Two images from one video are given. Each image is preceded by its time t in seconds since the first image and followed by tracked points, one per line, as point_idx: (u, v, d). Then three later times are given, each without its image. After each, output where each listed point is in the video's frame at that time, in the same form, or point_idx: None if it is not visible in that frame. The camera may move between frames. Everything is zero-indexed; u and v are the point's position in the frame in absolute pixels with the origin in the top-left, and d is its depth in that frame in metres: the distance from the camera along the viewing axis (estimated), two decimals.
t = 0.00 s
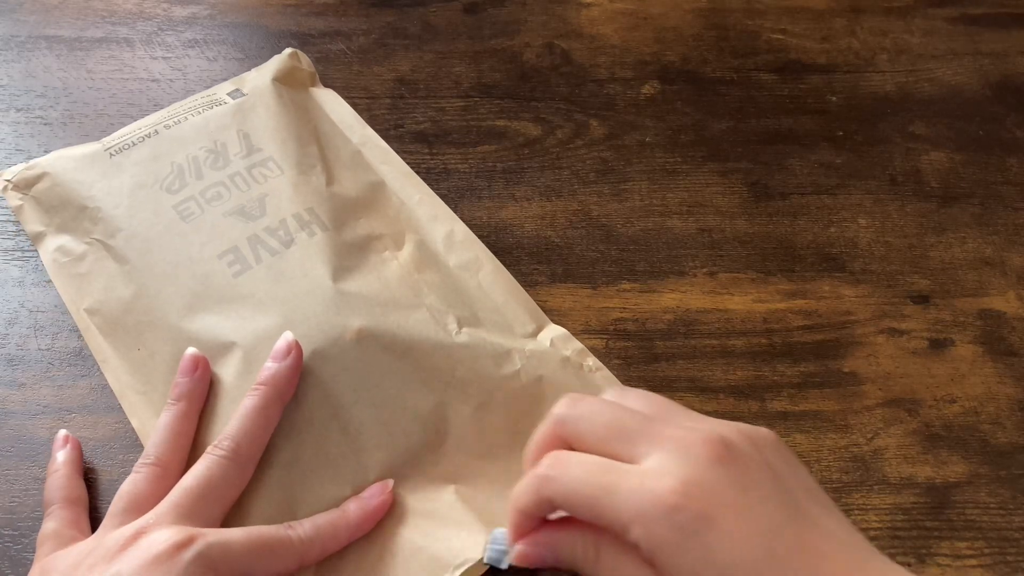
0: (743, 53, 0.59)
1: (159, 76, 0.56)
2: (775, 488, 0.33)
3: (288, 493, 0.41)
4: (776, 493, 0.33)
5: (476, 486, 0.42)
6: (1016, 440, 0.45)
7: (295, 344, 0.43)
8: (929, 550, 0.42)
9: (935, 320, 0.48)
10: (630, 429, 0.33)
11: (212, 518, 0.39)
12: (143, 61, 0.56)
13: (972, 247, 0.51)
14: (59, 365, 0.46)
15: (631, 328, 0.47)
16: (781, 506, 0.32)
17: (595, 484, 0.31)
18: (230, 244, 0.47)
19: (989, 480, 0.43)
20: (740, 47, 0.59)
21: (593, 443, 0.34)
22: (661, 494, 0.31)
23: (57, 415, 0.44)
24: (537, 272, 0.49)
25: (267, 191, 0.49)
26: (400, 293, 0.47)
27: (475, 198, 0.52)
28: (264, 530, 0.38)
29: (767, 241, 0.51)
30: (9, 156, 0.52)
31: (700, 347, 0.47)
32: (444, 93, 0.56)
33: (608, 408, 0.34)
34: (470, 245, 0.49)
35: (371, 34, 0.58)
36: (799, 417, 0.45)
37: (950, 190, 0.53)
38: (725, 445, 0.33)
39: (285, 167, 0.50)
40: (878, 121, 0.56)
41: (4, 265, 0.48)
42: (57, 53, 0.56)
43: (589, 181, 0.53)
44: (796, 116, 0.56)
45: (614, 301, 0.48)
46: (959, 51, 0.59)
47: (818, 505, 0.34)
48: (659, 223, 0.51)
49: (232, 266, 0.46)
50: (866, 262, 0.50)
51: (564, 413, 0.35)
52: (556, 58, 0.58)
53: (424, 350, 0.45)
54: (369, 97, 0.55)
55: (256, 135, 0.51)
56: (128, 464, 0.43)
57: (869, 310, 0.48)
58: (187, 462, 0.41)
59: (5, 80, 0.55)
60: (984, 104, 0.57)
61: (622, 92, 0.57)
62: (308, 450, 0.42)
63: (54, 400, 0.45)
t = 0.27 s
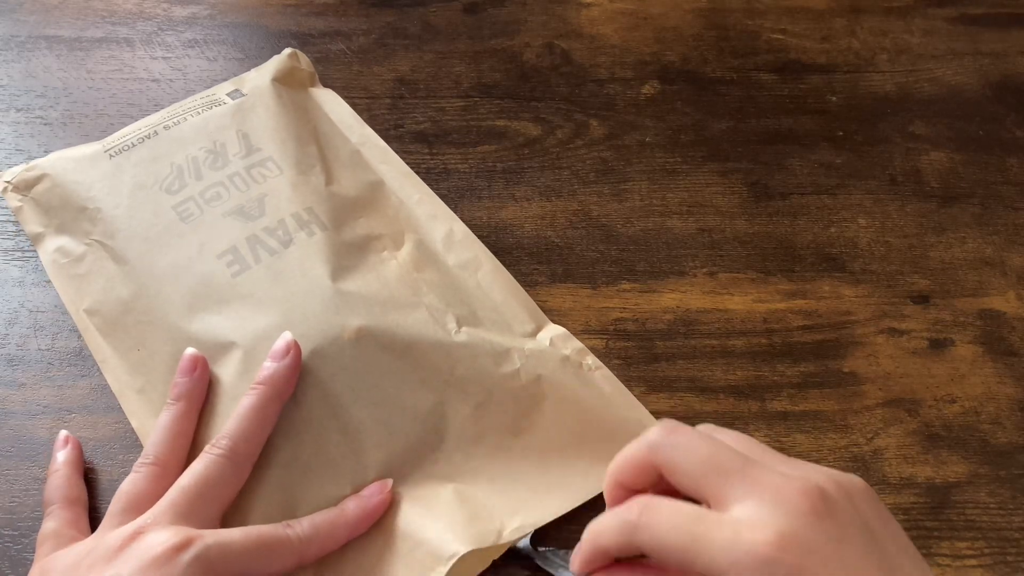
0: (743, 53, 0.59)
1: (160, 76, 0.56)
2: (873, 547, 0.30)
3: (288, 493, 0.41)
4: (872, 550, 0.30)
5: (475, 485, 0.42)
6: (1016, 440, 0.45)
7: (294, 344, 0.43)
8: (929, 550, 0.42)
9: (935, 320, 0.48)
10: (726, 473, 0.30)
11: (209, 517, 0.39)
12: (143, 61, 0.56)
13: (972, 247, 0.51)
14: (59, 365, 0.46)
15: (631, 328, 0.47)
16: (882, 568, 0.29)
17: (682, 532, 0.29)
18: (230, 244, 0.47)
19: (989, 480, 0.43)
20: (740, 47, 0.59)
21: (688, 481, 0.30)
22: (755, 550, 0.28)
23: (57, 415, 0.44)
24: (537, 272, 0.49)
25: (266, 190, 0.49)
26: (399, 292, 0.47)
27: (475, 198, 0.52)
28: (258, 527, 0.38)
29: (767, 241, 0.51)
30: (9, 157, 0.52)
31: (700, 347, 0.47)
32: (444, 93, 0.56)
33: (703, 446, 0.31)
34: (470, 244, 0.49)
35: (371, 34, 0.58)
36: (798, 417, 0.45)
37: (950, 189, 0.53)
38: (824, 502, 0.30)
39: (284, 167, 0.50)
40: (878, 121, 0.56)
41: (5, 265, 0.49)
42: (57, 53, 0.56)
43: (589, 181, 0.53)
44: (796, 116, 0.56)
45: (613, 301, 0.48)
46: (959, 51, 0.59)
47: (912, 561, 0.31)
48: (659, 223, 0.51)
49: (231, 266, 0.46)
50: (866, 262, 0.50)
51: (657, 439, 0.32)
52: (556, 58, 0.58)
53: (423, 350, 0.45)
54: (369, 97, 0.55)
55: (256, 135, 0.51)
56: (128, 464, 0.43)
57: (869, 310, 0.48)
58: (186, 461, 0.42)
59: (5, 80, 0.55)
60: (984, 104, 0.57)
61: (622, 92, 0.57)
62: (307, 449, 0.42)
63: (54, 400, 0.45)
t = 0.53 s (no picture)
0: (743, 53, 0.59)
1: (160, 76, 0.56)
2: None
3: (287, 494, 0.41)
4: None
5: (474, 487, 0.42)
6: (1016, 440, 0.45)
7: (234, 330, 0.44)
8: (929, 550, 0.42)
9: (935, 320, 0.48)
10: (738, 539, 0.33)
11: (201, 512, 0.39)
12: (143, 61, 0.56)
13: (972, 247, 0.51)
14: (59, 365, 0.46)
15: (631, 328, 0.47)
16: None
17: None
18: (229, 244, 0.47)
19: (989, 480, 0.43)
20: (740, 47, 0.59)
21: (702, 544, 0.34)
22: None
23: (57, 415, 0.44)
24: (537, 272, 0.49)
25: (267, 191, 0.49)
26: (398, 293, 0.47)
27: (475, 198, 0.52)
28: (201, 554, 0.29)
29: (767, 241, 0.51)
30: (9, 157, 0.52)
31: (700, 347, 0.47)
32: (444, 94, 0.56)
33: (719, 512, 0.34)
34: (470, 246, 0.49)
35: (371, 34, 0.58)
36: (798, 418, 0.45)
37: (950, 190, 0.53)
38: (841, 565, 0.33)
39: (285, 169, 0.50)
40: (878, 121, 0.56)
41: (4, 265, 0.48)
42: (57, 53, 0.56)
43: (589, 181, 0.53)
44: (796, 116, 0.56)
45: (613, 301, 0.48)
46: (959, 51, 0.59)
47: None
48: (659, 223, 0.51)
49: (230, 265, 0.46)
50: (866, 262, 0.50)
51: (675, 502, 0.35)
52: (556, 58, 0.58)
53: (422, 350, 0.45)
54: (369, 97, 0.55)
55: (257, 136, 0.51)
56: (128, 464, 0.43)
57: (869, 310, 0.48)
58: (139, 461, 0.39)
59: (5, 80, 0.55)
60: (983, 104, 0.57)
61: (622, 92, 0.57)
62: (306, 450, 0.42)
63: (54, 400, 0.45)
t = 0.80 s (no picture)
0: (743, 53, 0.59)
1: (160, 76, 0.56)
2: None
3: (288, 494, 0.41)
4: None
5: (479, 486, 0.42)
6: (1016, 440, 0.45)
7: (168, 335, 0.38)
8: (929, 550, 0.42)
9: (935, 320, 0.48)
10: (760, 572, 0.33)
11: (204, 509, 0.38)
12: (143, 61, 0.56)
13: (972, 247, 0.51)
14: (59, 365, 0.46)
15: (631, 328, 0.47)
16: None
17: None
18: (232, 243, 0.46)
19: (989, 480, 0.43)
20: (740, 47, 0.59)
21: None
22: None
23: (57, 415, 0.44)
24: (537, 272, 0.49)
25: (269, 189, 0.48)
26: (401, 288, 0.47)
27: (475, 198, 0.52)
28: (284, 514, 0.31)
29: (767, 242, 0.51)
30: (9, 157, 0.52)
31: (700, 347, 0.47)
32: (444, 94, 0.56)
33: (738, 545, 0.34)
34: (471, 244, 0.49)
35: (371, 34, 0.58)
36: (799, 418, 0.45)
37: (950, 190, 0.53)
38: None
39: (286, 167, 0.49)
40: (878, 121, 0.56)
41: (5, 266, 0.49)
42: (57, 53, 0.56)
43: (589, 181, 0.53)
44: (796, 116, 0.56)
45: (613, 301, 0.48)
46: (960, 51, 0.59)
47: None
48: (659, 223, 0.51)
49: (234, 264, 0.46)
50: (866, 262, 0.50)
51: (696, 536, 0.35)
52: (556, 58, 0.58)
53: (426, 344, 0.44)
54: (369, 97, 0.56)
55: (257, 136, 0.50)
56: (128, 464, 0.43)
57: (869, 310, 0.48)
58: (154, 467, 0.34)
59: (5, 80, 0.55)
60: (983, 104, 0.57)
61: (622, 92, 0.57)
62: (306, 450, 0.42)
63: (54, 400, 0.45)
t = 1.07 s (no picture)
0: (743, 53, 0.59)
1: (159, 76, 0.56)
2: None
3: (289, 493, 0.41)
4: None
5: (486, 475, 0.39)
6: (1016, 440, 0.45)
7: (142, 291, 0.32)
8: (929, 550, 0.41)
9: (935, 320, 0.48)
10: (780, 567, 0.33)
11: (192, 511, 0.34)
12: (143, 61, 0.56)
13: (972, 247, 0.51)
14: (60, 365, 0.46)
15: (631, 328, 0.47)
16: None
17: None
18: (219, 215, 0.42)
19: (989, 480, 0.43)
20: (740, 47, 0.59)
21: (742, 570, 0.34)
22: None
23: (59, 416, 0.44)
24: (537, 272, 0.49)
25: (259, 168, 0.45)
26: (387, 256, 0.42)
27: (475, 198, 0.52)
28: (258, 459, 0.26)
29: (766, 242, 0.51)
30: (9, 156, 0.52)
31: (700, 347, 0.47)
32: (444, 94, 0.56)
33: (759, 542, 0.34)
34: (462, 229, 0.48)
35: (372, 34, 0.58)
36: (799, 418, 0.45)
37: (950, 189, 0.53)
38: None
39: (280, 150, 0.46)
40: (878, 121, 0.56)
41: (5, 265, 0.48)
42: (57, 54, 0.56)
43: (589, 181, 0.53)
44: (796, 116, 0.56)
45: (613, 301, 0.48)
46: (960, 51, 0.59)
47: None
48: (659, 223, 0.51)
49: (220, 236, 0.41)
50: (866, 262, 0.50)
51: (717, 524, 0.35)
52: (556, 58, 0.58)
53: (410, 305, 0.40)
54: (369, 97, 0.56)
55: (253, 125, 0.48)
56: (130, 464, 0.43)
57: (869, 310, 0.48)
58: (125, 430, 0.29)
59: (6, 80, 0.55)
60: (983, 104, 0.57)
61: (622, 92, 0.57)
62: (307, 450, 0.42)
63: (54, 400, 0.45)
